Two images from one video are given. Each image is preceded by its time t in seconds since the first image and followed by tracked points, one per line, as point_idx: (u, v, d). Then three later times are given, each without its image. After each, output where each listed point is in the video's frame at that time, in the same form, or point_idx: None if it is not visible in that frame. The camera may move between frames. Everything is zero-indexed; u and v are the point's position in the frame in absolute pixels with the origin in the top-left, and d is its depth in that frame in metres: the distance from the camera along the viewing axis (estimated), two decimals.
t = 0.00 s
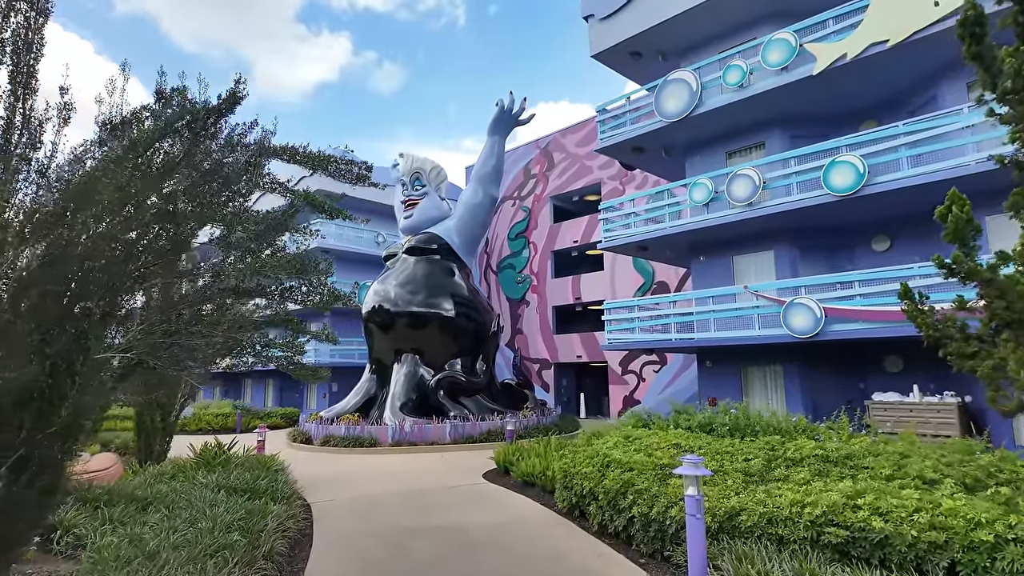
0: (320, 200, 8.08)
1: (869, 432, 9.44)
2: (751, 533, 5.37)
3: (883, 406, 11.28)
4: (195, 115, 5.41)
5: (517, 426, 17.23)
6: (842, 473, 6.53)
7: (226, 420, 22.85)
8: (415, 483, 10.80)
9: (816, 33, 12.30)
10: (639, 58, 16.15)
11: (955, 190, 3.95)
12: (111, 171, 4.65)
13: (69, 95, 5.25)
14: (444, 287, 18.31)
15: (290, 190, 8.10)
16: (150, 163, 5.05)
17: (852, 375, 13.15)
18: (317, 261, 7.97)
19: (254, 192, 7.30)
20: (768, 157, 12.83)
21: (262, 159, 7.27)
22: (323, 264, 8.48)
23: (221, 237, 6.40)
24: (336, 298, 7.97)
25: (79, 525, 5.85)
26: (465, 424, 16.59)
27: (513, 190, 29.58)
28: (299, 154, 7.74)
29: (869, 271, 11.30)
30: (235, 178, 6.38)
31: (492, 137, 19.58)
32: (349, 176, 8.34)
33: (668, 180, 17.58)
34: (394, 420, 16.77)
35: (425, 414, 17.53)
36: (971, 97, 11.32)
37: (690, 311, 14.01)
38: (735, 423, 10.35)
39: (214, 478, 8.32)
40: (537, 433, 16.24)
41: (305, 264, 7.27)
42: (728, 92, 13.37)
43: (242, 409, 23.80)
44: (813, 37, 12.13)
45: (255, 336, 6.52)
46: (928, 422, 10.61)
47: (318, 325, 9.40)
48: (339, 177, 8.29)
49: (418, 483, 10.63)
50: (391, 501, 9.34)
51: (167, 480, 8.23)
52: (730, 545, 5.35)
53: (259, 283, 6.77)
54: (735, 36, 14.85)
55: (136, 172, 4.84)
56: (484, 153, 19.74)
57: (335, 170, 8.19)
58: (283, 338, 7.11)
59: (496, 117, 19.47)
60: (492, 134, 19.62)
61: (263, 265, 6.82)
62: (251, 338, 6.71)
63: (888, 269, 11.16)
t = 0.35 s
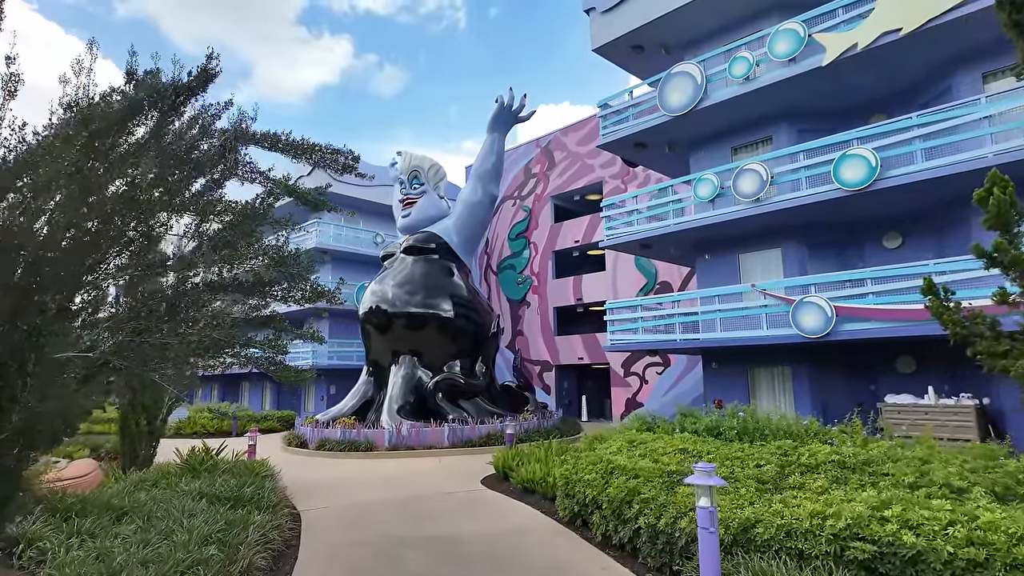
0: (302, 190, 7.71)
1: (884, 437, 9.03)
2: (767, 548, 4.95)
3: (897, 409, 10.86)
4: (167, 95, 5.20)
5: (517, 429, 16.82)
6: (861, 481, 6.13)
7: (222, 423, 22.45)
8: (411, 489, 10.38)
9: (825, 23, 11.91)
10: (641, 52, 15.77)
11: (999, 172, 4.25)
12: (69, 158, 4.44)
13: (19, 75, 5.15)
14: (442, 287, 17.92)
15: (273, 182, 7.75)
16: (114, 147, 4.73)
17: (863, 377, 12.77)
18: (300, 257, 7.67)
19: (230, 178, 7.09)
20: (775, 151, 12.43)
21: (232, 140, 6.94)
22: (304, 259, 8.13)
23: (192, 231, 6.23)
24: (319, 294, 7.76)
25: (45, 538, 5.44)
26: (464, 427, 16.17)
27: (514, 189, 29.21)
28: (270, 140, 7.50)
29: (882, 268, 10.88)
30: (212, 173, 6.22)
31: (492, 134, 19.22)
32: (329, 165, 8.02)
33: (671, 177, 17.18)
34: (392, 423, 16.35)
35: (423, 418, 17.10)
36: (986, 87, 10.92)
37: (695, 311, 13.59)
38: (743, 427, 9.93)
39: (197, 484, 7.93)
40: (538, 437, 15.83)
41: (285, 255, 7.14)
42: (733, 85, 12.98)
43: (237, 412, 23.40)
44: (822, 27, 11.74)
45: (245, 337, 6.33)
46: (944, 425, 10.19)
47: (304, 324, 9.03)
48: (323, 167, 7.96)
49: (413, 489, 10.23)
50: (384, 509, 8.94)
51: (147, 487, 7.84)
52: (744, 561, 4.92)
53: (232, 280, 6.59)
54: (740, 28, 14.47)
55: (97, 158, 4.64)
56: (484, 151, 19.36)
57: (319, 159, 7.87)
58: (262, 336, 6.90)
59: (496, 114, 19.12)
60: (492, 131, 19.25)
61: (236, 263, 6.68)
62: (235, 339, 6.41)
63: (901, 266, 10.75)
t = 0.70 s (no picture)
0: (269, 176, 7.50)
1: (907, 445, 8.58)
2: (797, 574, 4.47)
3: (918, 416, 10.39)
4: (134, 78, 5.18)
5: (521, 436, 16.36)
6: (893, 496, 5.67)
7: (221, 430, 22.08)
8: (410, 499, 9.95)
9: (839, 15, 11.49)
10: (648, 48, 15.38)
11: None
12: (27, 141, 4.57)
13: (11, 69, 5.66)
14: (445, 290, 17.52)
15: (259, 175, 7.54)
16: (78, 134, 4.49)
17: (881, 383, 12.25)
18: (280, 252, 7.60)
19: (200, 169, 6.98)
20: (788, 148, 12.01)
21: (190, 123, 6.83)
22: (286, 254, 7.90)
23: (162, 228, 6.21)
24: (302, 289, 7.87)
25: (10, 556, 5.03)
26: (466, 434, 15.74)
27: (517, 192, 28.84)
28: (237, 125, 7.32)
29: (902, 269, 10.43)
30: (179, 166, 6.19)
31: (495, 134, 18.86)
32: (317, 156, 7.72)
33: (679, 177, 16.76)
34: (392, 430, 15.93)
35: (424, 424, 16.66)
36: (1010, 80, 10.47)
37: (705, 314, 13.14)
38: (758, 435, 9.47)
39: (184, 495, 7.55)
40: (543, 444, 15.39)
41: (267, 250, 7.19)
42: (744, 80, 12.57)
43: (237, 417, 23.04)
44: (836, 19, 11.32)
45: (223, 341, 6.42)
46: (969, 433, 9.71)
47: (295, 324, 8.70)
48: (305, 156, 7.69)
49: (412, 499, 9.82)
50: (381, 521, 8.52)
51: (131, 497, 7.45)
52: None
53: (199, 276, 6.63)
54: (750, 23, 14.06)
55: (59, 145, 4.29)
56: (487, 151, 18.99)
57: (306, 149, 7.58)
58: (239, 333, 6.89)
59: (499, 114, 18.76)
60: (495, 131, 18.88)
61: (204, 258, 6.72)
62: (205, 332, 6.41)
63: (922, 266, 10.31)
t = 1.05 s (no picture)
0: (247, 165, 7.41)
1: (932, 454, 8.14)
2: None
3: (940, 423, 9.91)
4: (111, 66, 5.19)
5: (525, 443, 15.93)
6: (927, 511, 5.27)
7: (220, 436, 21.70)
8: (410, 509, 9.55)
9: (855, 7, 11.11)
10: (655, 46, 15.01)
11: None
12: None
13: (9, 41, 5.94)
14: (447, 294, 17.13)
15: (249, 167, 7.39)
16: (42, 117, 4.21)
17: (899, 389, 11.83)
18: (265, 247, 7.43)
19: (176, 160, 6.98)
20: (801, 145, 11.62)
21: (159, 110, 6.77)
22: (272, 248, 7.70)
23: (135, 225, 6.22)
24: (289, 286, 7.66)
25: None
26: (468, 441, 15.31)
27: (521, 195, 28.50)
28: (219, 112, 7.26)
29: (923, 269, 9.98)
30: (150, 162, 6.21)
31: (498, 135, 18.52)
32: (308, 147, 7.42)
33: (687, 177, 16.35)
34: (393, 437, 15.53)
35: (425, 431, 16.23)
36: None
37: (715, 318, 12.70)
38: (773, 443, 9.04)
39: (170, 506, 7.19)
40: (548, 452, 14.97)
41: (246, 243, 7.04)
42: (755, 76, 12.19)
43: (236, 423, 22.70)
44: (852, 11, 10.94)
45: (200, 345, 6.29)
46: (995, 442, 9.13)
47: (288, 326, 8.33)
48: (293, 147, 7.39)
49: (412, 510, 9.40)
50: (378, 533, 8.12)
51: (114, 509, 7.06)
52: None
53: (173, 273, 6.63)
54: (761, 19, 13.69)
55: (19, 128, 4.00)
56: (490, 152, 18.64)
57: (297, 139, 7.29)
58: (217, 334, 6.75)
59: (503, 114, 18.41)
60: (498, 132, 18.55)
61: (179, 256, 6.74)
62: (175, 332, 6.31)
63: (943, 267, 9.88)
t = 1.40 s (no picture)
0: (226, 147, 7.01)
1: (956, 460, 7.73)
2: None
3: (961, 428, 9.51)
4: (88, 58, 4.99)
5: (528, 448, 15.52)
6: (964, 523, 4.90)
7: (218, 441, 21.31)
8: (408, 517, 9.16)
9: None
10: (661, 41, 14.68)
11: None
12: None
13: None
14: (448, 295, 16.77)
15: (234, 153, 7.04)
16: None
17: (915, 393, 11.41)
18: (244, 238, 7.41)
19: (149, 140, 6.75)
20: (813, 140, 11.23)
21: (126, 82, 6.35)
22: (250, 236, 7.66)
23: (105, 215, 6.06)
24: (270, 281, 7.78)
25: None
26: (470, 446, 14.92)
27: (524, 196, 28.16)
28: (200, 94, 6.91)
29: (943, 268, 9.60)
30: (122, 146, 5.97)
31: (501, 134, 18.19)
32: (295, 134, 7.08)
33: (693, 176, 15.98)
34: (393, 441, 15.14)
35: (426, 436, 15.84)
36: None
37: (725, 319, 12.31)
38: (788, 449, 8.63)
39: (153, 514, 6.83)
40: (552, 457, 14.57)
41: (222, 232, 7.09)
42: (765, 70, 11.84)
43: (234, 428, 22.33)
44: (865, 1, 10.60)
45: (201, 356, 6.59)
46: (1021, 448, 8.77)
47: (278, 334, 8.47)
48: (280, 133, 7.07)
49: (410, 518, 9.01)
50: (374, 542, 7.73)
51: (93, 518, 6.68)
52: None
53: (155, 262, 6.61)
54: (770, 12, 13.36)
55: None
56: (492, 151, 18.30)
57: (284, 124, 6.97)
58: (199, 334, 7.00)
59: (505, 112, 18.08)
60: (500, 131, 18.22)
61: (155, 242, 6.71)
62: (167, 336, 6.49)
63: (964, 264, 9.48)
